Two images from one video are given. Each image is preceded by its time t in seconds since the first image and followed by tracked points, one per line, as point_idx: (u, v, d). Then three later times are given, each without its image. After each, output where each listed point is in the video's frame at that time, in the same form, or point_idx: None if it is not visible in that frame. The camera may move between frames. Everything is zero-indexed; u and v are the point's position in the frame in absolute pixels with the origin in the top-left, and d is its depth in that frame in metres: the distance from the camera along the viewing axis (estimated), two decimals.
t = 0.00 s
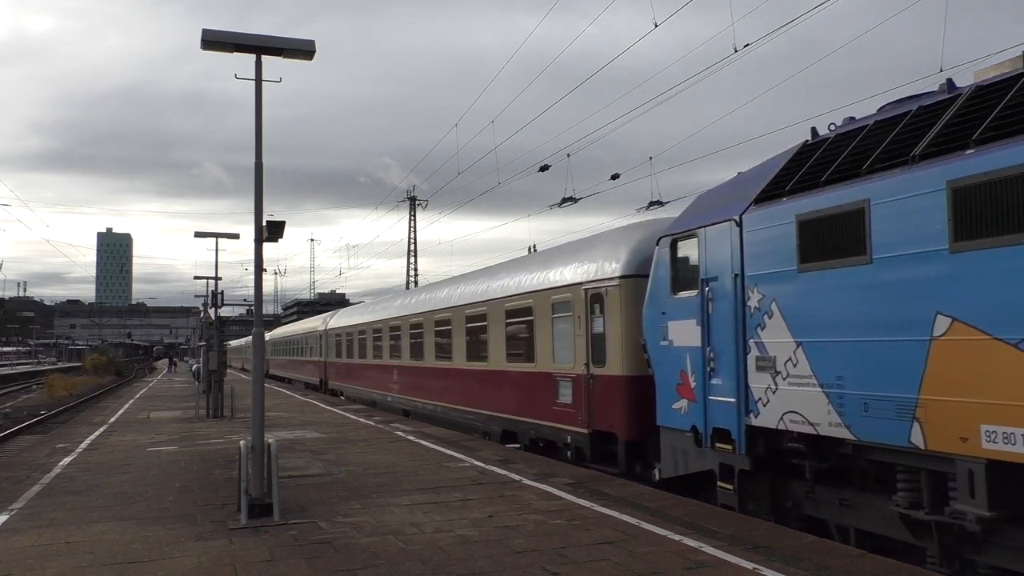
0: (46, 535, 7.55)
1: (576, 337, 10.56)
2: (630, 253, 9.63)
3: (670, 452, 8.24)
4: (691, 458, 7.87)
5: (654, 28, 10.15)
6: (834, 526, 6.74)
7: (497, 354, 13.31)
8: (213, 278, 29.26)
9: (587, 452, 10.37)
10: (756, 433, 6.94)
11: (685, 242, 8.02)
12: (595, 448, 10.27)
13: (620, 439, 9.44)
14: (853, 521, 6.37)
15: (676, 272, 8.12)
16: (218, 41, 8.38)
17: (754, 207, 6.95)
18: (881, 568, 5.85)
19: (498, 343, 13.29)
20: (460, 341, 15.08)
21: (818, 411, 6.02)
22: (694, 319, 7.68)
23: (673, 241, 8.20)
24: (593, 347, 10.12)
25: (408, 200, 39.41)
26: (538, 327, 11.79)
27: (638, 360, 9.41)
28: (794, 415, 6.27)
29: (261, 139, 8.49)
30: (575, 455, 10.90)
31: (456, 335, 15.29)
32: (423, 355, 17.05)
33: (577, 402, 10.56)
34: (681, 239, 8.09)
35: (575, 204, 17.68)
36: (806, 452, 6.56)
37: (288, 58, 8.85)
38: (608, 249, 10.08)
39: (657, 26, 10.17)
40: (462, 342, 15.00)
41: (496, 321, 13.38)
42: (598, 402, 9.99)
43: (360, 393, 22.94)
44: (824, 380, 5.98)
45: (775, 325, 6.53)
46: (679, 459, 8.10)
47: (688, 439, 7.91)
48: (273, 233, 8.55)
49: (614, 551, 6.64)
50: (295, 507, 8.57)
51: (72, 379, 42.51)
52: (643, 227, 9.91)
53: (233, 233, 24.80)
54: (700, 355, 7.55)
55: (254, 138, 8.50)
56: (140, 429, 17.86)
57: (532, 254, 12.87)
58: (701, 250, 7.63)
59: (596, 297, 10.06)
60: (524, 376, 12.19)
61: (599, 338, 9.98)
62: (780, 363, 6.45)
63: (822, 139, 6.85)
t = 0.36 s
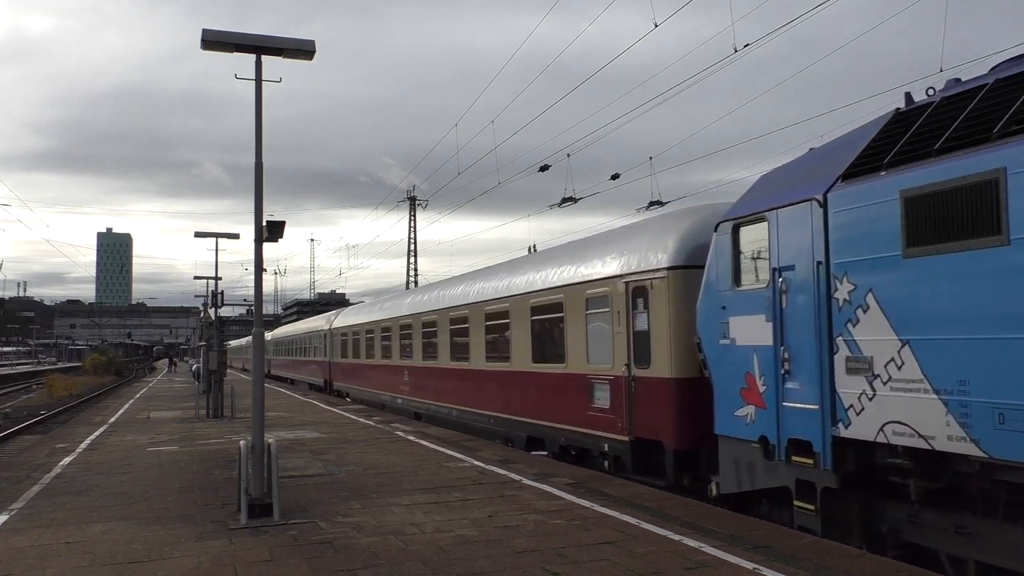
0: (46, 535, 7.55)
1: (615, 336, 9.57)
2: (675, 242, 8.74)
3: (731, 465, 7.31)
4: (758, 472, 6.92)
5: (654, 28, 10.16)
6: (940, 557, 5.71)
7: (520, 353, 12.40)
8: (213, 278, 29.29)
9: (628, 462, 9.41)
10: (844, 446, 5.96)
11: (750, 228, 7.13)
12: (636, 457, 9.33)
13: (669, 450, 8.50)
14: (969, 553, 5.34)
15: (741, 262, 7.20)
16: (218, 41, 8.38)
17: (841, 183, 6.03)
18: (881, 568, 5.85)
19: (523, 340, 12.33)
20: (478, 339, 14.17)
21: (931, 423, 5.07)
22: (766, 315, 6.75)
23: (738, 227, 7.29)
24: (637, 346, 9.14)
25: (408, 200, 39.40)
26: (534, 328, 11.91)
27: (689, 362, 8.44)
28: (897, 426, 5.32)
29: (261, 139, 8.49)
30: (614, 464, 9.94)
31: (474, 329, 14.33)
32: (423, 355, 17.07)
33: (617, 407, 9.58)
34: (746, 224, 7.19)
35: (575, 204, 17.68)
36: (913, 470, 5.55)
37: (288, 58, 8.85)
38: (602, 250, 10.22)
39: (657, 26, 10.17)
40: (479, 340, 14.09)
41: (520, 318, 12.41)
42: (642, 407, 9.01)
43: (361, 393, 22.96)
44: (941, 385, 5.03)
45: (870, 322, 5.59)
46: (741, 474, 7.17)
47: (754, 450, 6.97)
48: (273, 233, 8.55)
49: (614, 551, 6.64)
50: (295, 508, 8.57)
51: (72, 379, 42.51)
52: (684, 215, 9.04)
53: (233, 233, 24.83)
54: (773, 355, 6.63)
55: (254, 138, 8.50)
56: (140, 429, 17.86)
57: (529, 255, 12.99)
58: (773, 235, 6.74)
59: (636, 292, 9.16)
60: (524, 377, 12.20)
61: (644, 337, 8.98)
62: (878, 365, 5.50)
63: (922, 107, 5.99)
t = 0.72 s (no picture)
0: (46, 536, 7.56)
1: (664, 333, 8.40)
2: (667, 243, 8.51)
3: (810, 482, 6.25)
4: (849, 491, 5.84)
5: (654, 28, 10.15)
6: None
7: (547, 354, 11.33)
8: (212, 278, 29.28)
9: (678, 476, 8.23)
10: (968, 465, 4.87)
11: (839, 209, 6.06)
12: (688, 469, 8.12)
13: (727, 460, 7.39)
14: None
15: (826, 248, 6.11)
16: (218, 41, 8.39)
17: (968, 150, 4.99)
18: (880, 568, 5.85)
19: (552, 342, 11.19)
20: (501, 340, 13.05)
21: None
22: (862, 308, 5.69)
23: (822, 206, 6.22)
24: (689, 344, 8.03)
25: (408, 200, 39.39)
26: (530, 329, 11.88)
27: (753, 364, 7.32)
28: None
29: (260, 139, 8.49)
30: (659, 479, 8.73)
31: (496, 330, 13.22)
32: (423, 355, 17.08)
33: (663, 413, 8.46)
34: (829, 204, 6.15)
35: (575, 204, 17.68)
36: None
37: (288, 58, 8.85)
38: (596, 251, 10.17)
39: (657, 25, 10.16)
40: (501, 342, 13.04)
41: (548, 317, 11.27)
42: (696, 413, 7.91)
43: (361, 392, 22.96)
44: None
45: (1007, 317, 4.55)
46: (825, 493, 6.10)
47: (844, 465, 5.89)
48: (273, 233, 8.55)
49: (614, 551, 6.64)
50: (295, 508, 8.57)
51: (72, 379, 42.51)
52: (678, 212, 8.74)
53: (233, 232, 24.84)
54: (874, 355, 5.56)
55: (254, 138, 8.50)
56: (140, 429, 17.86)
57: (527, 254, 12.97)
58: (870, 215, 5.70)
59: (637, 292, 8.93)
60: (522, 378, 12.15)
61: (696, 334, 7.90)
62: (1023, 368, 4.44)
63: None
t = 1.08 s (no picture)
0: (46, 535, 7.56)
1: (725, 330, 7.58)
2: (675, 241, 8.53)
3: (922, 505, 5.28)
4: (981, 520, 4.83)
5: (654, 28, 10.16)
6: None
7: (580, 358, 10.48)
8: (212, 278, 29.30)
9: (744, 492, 7.43)
10: None
11: (960, 181, 5.12)
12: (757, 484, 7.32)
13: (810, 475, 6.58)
14: None
15: (946, 227, 5.13)
16: (218, 41, 8.39)
17: None
18: (880, 568, 5.85)
19: (587, 347, 10.31)
20: (524, 343, 12.22)
21: None
22: (1000, 298, 4.70)
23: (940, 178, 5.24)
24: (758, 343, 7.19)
25: (408, 199, 39.39)
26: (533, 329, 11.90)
27: (837, 363, 6.49)
28: None
29: (261, 138, 8.49)
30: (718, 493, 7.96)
31: (519, 334, 12.41)
32: (423, 356, 17.09)
33: (724, 421, 7.63)
34: (950, 175, 5.18)
35: (575, 204, 17.68)
36: None
37: (288, 58, 8.86)
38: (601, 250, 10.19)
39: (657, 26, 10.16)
40: (525, 347, 12.23)
41: (581, 318, 10.41)
42: (767, 421, 7.07)
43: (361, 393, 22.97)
44: None
45: None
46: (944, 520, 5.10)
47: (972, 489, 4.90)
48: (273, 233, 8.55)
49: (614, 551, 6.64)
50: (295, 507, 8.57)
51: (71, 379, 42.51)
52: (683, 212, 8.78)
53: (233, 232, 24.85)
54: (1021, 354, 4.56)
55: (254, 138, 8.50)
56: (140, 429, 17.85)
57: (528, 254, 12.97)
58: (1011, 185, 4.74)
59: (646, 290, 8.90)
60: (525, 379, 12.17)
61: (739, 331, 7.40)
62: None
63: None
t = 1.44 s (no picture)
0: (46, 536, 7.56)
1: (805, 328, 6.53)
2: (673, 242, 8.47)
3: None
4: None
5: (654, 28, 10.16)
6: None
7: (623, 361, 9.31)
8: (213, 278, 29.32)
9: (836, 520, 6.30)
10: None
11: None
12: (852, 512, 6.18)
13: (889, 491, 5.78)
14: None
15: None
16: (218, 41, 8.39)
17: None
18: (880, 568, 5.86)
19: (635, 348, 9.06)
20: (556, 346, 11.08)
21: None
22: None
23: None
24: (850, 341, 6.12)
25: (408, 199, 39.43)
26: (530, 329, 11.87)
27: (963, 367, 5.39)
28: None
29: (261, 138, 8.50)
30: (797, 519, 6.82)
31: (548, 336, 11.27)
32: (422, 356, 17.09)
33: (808, 432, 6.49)
34: None
35: (575, 204, 17.67)
36: None
37: (288, 58, 8.86)
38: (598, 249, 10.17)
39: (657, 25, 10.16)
40: (556, 350, 11.08)
41: (622, 318, 9.28)
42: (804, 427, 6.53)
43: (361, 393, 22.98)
44: None
45: None
46: None
47: None
48: (273, 233, 8.56)
49: (614, 551, 6.64)
50: (295, 508, 8.57)
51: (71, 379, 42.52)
52: (678, 212, 8.73)
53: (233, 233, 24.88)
54: None
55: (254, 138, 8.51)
56: (140, 429, 17.86)
57: (528, 254, 12.96)
58: None
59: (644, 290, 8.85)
60: (526, 378, 12.09)
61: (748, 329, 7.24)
62: None
63: None
